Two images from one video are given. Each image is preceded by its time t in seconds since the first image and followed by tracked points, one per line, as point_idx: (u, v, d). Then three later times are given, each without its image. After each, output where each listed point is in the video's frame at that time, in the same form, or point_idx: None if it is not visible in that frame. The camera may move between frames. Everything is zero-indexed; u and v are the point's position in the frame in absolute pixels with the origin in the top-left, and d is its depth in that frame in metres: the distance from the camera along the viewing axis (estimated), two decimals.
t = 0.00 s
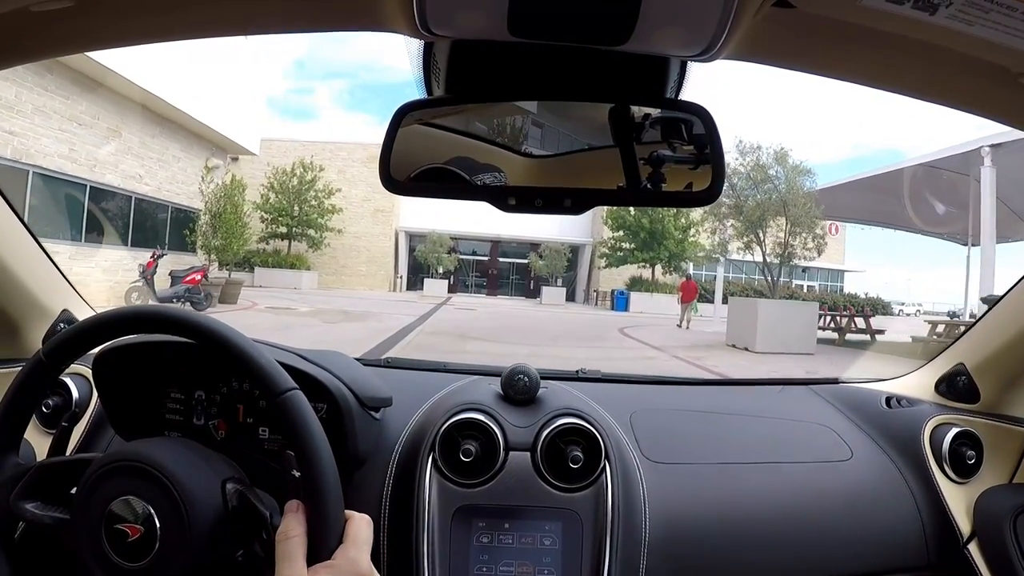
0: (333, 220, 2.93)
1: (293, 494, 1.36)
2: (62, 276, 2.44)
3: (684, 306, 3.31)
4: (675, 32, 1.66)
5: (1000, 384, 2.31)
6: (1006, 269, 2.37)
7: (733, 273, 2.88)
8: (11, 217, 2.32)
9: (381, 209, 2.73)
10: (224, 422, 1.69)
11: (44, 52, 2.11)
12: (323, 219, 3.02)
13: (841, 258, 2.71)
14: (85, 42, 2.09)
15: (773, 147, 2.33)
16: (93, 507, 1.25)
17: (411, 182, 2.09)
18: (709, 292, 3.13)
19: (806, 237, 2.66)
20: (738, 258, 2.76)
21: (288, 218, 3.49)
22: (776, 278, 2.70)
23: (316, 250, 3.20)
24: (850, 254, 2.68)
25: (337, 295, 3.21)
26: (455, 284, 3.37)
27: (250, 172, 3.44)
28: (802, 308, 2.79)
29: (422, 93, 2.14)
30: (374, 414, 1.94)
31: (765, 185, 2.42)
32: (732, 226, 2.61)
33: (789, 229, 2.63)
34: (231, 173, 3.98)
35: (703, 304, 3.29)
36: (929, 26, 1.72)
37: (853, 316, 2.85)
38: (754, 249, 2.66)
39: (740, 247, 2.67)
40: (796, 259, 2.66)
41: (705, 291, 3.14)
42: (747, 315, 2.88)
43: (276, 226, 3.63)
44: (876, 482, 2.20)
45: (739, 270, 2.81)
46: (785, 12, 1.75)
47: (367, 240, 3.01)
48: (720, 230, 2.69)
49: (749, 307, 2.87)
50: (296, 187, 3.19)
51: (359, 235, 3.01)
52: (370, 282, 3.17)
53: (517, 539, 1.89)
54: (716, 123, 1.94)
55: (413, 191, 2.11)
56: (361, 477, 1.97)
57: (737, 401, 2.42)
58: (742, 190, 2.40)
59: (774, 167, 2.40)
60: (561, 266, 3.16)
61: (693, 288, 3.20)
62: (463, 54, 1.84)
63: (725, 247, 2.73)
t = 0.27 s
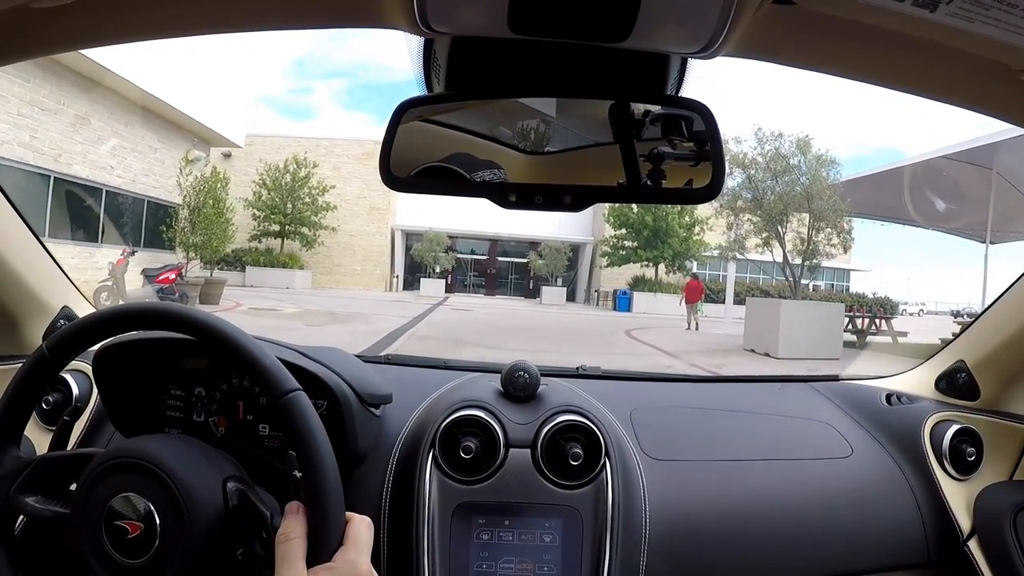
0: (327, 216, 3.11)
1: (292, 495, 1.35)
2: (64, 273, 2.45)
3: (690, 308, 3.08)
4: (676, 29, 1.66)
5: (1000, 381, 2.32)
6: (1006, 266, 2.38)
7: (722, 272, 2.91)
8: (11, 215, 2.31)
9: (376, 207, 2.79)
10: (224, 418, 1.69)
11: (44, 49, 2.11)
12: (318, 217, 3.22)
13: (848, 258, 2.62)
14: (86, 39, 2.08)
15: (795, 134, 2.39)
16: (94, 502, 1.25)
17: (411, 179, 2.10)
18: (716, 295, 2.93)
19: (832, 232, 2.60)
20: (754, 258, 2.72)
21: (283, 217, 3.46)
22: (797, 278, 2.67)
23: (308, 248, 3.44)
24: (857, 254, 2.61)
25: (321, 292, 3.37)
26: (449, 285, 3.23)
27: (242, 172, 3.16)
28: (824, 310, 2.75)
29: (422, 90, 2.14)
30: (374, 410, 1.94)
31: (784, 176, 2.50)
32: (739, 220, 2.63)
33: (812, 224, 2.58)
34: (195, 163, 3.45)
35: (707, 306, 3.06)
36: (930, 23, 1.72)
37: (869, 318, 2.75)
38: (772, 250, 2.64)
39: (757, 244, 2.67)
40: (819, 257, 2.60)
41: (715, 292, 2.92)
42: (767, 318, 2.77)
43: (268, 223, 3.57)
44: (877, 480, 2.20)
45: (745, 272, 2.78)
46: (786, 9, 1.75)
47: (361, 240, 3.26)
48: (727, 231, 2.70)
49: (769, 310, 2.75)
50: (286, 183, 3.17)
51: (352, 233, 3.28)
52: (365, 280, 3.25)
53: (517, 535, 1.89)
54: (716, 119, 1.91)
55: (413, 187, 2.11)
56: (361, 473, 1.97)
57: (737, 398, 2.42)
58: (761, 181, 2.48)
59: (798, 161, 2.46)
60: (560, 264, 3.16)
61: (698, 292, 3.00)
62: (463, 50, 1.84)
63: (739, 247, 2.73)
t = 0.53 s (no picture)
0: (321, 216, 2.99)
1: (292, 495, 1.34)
2: (64, 273, 2.45)
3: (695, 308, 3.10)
4: (675, 27, 1.66)
5: (1000, 380, 2.32)
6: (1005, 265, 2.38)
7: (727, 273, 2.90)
8: (11, 213, 2.32)
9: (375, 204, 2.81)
10: (223, 417, 1.69)
11: (44, 47, 2.11)
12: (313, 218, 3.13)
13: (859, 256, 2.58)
14: (85, 37, 2.08)
15: (820, 123, 2.36)
16: (94, 500, 1.25)
17: (411, 178, 2.10)
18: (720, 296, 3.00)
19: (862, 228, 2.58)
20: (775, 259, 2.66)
21: (277, 216, 3.20)
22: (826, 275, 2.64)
23: (300, 248, 3.28)
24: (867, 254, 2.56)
25: (314, 295, 3.14)
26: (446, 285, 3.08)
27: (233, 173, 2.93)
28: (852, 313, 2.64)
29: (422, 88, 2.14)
30: (374, 409, 1.94)
31: (807, 167, 2.45)
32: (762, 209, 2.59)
33: (837, 217, 2.55)
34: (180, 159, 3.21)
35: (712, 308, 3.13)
36: (930, 22, 1.72)
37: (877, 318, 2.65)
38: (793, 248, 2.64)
39: (778, 240, 2.63)
40: (847, 256, 2.60)
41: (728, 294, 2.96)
42: (791, 322, 2.68)
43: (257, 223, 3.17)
44: (876, 479, 2.20)
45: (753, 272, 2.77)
46: (786, 7, 1.75)
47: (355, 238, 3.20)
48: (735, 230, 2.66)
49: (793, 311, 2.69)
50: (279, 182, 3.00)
51: (348, 233, 3.16)
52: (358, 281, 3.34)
53: (517, 533, 1.89)
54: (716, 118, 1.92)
55: (412, 186, 2.11)
56: (361, 472, 1.97)
57: (737, 396, 2.42)
58: (779, 173, 2.48)
59: (822, 157, 2.42)
60: (561, 264, 3.05)
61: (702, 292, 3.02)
62: (463, 49, 1.84)
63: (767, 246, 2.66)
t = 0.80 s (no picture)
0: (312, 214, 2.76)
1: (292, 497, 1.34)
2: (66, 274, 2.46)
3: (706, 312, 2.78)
4: (675, 27, 1.65)
5: (999, 379, 2.33)
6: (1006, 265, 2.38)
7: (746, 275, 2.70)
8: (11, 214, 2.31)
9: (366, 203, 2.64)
10: (223, 417, 1.69)
11: (44, 48, 2.11)
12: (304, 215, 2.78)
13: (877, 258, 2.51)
14: (84, 38, 2.08)
15: (849, 107, 2.23)
16: (94, 501, 1.25)
17: (410, 179, 2.09)
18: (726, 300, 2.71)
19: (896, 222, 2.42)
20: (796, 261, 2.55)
21: (269, 214, 2.95)
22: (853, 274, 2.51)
23: (292, 248, 3.00)
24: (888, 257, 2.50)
25: (306, 296, 2.91)
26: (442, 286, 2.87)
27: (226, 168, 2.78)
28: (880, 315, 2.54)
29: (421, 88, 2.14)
30: (374, 410, 1.94)
31: (837, 156, 2.25)
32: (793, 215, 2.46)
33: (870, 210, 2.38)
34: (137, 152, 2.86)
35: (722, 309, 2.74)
36: (931, 21, 1.71)
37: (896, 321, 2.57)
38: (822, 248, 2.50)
39: (801, 238, 2.50)
40: (879, 252, 2.43)
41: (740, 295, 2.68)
42: (809, 320, 2.61)
43: (250, 221, 2.94)
44: (876, 479, 2.20)
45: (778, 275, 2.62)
46: (786, 7, 1.75)
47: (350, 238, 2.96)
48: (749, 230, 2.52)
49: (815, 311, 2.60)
50: (273, 181, 2.79)
51: (340, 232, 2.92)
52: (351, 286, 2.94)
53: (518, 534, 1.89)
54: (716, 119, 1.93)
55: (412, 187, 2.11)
56: (361, 473, 1.96)
57: (737, 397, 2.42)
58: (804, 164, 2.26)
59: (850, 144, 2.22)
60: (561, 266, 2.82)
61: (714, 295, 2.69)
62: (463, 49, 1.85)
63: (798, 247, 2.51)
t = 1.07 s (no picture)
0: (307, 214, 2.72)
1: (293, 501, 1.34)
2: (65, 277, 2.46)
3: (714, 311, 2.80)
4: (676, 30, 1.65)
5: (999, 382, 2.33)
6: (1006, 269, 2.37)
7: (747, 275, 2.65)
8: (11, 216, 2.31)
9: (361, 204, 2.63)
10: (223, 419, 1.69)
11: (43, 50, 2.11)
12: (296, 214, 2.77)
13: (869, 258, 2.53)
14: (83, 39, 2.07)
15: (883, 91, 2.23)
16: (94, 504, 1.25)
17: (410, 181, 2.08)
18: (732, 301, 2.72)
19: (936, 219, 2.38)
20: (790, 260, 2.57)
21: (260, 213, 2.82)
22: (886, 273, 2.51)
23: (284, 248, 2.90)
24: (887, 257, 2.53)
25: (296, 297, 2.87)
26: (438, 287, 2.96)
27: (212, 165, 2.60)
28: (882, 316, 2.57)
29: (421, 90, 2.14)
30: (374, 412, 1.94)
31: (867, 142, 2.27)
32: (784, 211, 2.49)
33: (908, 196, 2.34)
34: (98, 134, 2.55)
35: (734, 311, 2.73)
36: (931, 23, 1.71)
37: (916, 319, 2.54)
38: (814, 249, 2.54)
39: (831, 234, 2.51)
40: (916, 250, 2.41)
41: (747, 295, 2.65)
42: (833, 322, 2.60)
43: (241, 219, 2.82)
44: (876, 481, 2.20)
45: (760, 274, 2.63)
46: (786, 10, 1.74)
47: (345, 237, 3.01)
48: (750, 230, 2.55)
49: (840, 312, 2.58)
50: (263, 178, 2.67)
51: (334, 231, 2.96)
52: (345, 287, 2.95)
53: (518, 535, 1.90)
54: (716, 121, 1.92)
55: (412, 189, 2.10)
56: (361, 475, 1.96)
57: (736, 399, 2.42)
58: (832, 150, 2.28)
59: (882, 131, 2.24)
60: (562, 265, 2.87)
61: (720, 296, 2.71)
62: (463, 52, 1.84)
63: (826, 241, 2.52)
